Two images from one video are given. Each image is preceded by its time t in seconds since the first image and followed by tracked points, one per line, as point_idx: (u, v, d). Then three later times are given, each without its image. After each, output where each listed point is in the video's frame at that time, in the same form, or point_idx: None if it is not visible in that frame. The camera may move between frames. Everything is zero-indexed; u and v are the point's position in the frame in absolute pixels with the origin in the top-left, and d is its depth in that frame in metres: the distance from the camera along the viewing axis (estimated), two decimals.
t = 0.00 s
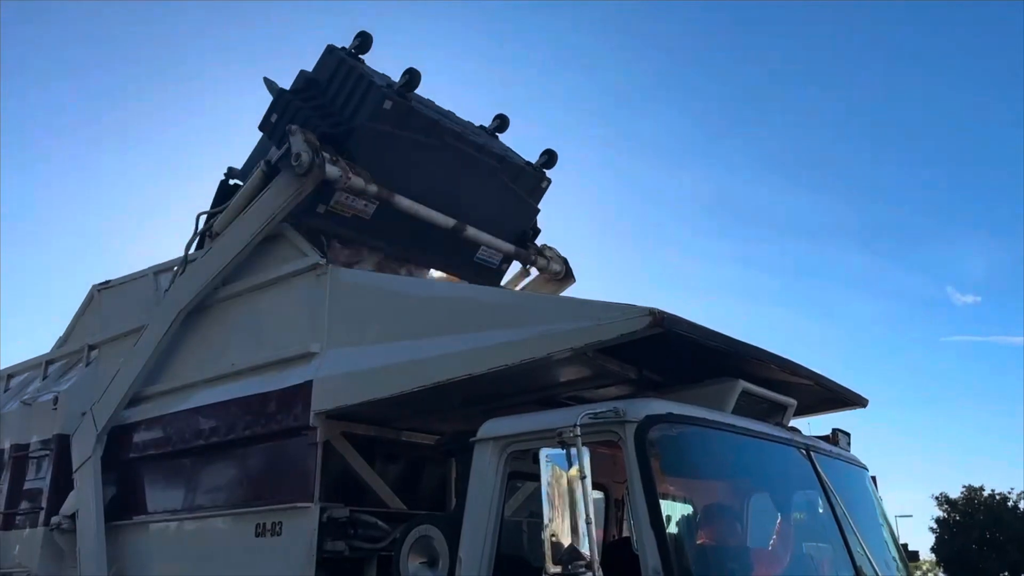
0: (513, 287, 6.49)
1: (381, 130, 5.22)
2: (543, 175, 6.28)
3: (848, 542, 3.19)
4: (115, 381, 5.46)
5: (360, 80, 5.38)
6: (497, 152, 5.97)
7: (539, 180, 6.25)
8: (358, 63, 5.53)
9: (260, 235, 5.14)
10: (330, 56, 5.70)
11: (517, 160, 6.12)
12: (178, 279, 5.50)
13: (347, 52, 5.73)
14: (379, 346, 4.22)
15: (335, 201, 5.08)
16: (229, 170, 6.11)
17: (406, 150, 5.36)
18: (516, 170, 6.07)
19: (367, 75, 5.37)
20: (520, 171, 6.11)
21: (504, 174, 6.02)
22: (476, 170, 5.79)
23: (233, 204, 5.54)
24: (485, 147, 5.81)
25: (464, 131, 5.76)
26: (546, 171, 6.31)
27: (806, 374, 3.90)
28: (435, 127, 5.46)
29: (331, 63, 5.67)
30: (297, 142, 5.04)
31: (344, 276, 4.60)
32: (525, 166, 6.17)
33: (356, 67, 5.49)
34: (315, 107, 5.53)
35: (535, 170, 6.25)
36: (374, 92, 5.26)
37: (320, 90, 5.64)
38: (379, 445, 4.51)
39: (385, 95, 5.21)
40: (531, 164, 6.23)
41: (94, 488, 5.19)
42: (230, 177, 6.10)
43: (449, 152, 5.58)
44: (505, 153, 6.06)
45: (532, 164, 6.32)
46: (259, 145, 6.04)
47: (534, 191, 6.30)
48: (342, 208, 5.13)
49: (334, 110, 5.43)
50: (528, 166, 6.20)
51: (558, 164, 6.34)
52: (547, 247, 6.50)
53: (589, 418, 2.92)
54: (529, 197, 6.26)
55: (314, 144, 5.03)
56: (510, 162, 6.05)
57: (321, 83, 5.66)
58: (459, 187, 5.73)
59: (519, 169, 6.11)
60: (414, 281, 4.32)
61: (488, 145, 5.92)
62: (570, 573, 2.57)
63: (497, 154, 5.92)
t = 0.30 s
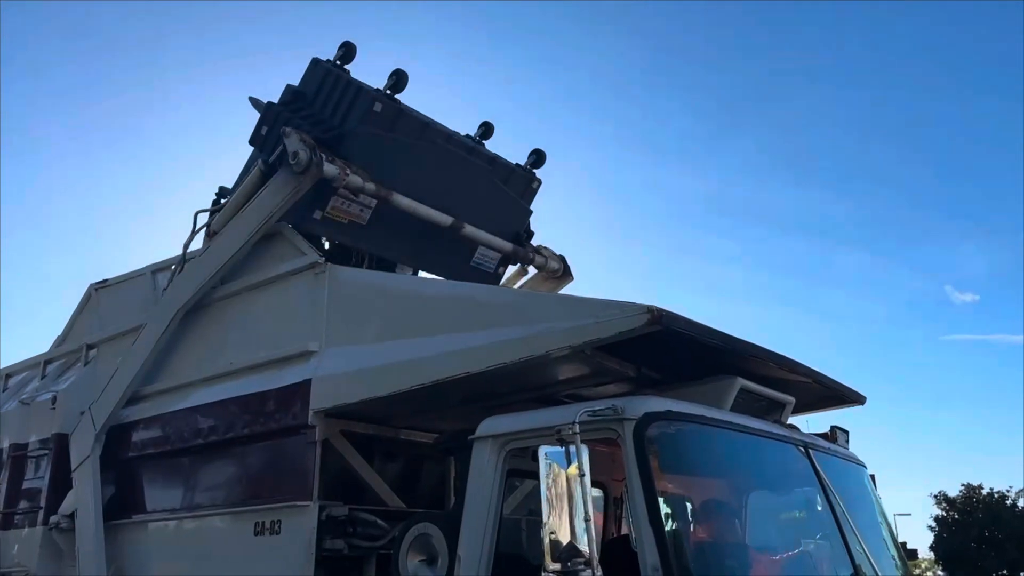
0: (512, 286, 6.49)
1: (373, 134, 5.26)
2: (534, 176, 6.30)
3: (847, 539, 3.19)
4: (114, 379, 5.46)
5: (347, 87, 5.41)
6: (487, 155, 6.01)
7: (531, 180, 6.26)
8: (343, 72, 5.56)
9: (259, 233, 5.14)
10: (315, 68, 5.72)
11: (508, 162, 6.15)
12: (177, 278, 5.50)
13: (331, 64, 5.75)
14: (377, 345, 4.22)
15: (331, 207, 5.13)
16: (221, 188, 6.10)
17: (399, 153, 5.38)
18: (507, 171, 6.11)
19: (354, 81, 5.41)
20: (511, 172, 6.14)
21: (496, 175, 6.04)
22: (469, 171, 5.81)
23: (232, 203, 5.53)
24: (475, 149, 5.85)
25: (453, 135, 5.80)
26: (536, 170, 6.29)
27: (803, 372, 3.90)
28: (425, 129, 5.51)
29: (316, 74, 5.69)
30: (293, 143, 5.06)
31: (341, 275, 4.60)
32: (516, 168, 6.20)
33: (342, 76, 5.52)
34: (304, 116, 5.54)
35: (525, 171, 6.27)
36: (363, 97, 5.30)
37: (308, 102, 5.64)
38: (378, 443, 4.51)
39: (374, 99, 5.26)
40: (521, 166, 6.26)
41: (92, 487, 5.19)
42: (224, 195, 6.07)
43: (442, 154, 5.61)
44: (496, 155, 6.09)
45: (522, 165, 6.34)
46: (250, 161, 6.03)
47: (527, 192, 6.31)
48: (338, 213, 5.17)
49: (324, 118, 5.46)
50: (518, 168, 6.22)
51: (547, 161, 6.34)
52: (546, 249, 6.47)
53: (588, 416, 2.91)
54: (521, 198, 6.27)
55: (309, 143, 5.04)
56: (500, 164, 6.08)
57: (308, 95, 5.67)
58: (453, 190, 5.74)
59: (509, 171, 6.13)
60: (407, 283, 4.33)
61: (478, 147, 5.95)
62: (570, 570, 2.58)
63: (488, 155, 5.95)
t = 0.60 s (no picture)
0: (511, 285, 6.48)
1: (373, 134, 5.26)
2: (535, 177, 6.29)
3: (845, 538, 3.20)
4: (112, 378, 5.45)
5: (348, 87, 5.41)
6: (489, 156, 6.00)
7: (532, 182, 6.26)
8: (345, 71, 5.55)
9: (258, 232, 5.13)
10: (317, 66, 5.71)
11: (509, 163, 6.14)
12: (175, 276, 5.49)
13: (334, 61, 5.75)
14: (375, 344, 4.22)
15: (330, 206, 5.13)
16: (221, 183, 6.09)
17: (398, 154, 5.38)
18: (507, 173, 6.10)
19: (356, 81, 5.40)
20: (511, 174, 6.13)
21: (497, 177, 6.04)
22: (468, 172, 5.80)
23: (230, 202, 5.53)
24: (475, 150, 5.84)
25: (454, 136, 5.80)
26: (536, 173, 6.30)
27: (803, 371, 3.90)
28: (425, 130, 5.51)
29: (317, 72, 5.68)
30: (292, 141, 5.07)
31: (340, 274, 4.60)
32: (518, 169, 6.20)
33: (343, 75, 5.52)
34: (304, 114, 5.54)
35: (527, 172, 6.27)
36: (364, 97, 5.30)
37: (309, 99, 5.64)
38: (376, 442, 4.51)
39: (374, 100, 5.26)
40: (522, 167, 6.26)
41: (91, 486, 5.18)
42: (224, 191, 6.08)
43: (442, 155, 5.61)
44: (496, 157, 6.08)
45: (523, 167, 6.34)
46: (250, 156, 6.02)
47: (527, 194, 6.31)
48: (337, 213, 5.17)
49: (323, 117, 5.46)
50: (519, 169, 6.22)
51: (548, 164, 6.32)
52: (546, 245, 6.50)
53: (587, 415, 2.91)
54: (522, 199, 6.27)
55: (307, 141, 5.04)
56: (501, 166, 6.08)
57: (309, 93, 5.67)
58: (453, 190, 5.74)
59: (510, 172, 6.13)
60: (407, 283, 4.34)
61: (479, 148, 5.95)
62: (569, 570, 2.58)
63: (488, 156, 5.94)
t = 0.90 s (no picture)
0: (507, 282, 6.49)
1: (376, 132, 5.18)
2: (540, 176, 6.21)
3: (840, 534, 3.21)
4: (108, 376, 5.44)
5: (356, 78, 5.30)
6: (496, 153, 5.92)
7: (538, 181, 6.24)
8: (356, 59, 5.43)
9: (253, 229, 5.13)
10: (329, 47, 5.61)
11: (515, 161, 6.06)
12: (171, 274, 5.49)
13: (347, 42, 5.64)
14: (372, 342, 4.22)
15: (325, 198, 5.13)
16: (225, 151, 6.11)
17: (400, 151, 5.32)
18: (512, 171, 6.02)
19: (364, 74, 5.28)
20: (516, 172, 6.05)
21: (501, 175, 5.97)
22: (471, 171, 5.74)
23: (226, 199, 5.52)
24: (481, 148, 5.74)
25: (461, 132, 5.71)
26: (543, 171, 6.28)
27: (798, 368, 3.91)
28: (430, 128, 5.41)
29: (329, 54, 5.58)
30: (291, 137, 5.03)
31: (337, 272, 4.60)
32: (525, 166, 6.15)
33: (353, 63, 5.40)
34: (311, 99, 5.49)
35: (535, 169, 6.22)
36: (369, 93, 5.17)
37: (318, 83, 5.57)
38: (373, 440, 4.51)
39: (380, 97, 5.14)
40: (529, 165, 6.17)
41: (86, 484, 5.18)
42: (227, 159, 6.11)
43: (445, 154, 5.53)
44: (502, 153, 6.00)
45: (530, 164, 6.28)
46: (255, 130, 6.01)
47: (530, 191, 6.25)
48: (332, 204, 5.17)
49: (328, 106, 5.39)
50: (526, 167, 6.15)
51: (557, 165, 6.33)
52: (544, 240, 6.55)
53: (583, 412, 2.91)
54: (525, 196, 6.21)
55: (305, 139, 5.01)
56: (508, 164, 5.99)
57: (319, 75, 5.59)
58: (454, 187, 5.70)
59: (515, 170, 6.05)
60: (407, 279, 4.32)
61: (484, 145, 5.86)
62: (566, 566, 2.59)
63: (493, 154, 5.84)
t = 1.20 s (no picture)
0: (504, 279, 6.49)
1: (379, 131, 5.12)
2: (547, 177, 6.16)
3: (836, 531, 3.21)
4: (103, 374, 5.43)
5: (368, 70, 5.18)
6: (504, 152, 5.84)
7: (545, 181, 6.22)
8: (373, 45, 5.29)
9: (248, 227, 5.13)
10: (349, 25, 5.47)
11: (522, 162, 5.98)
12: (166, 271, 5.47)
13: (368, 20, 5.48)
14: (369, 339, 4.21)
15: (322, 184, 5.05)
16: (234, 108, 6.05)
17: (402, 150, 5.28)
18: (518, 171, 5.96)
19: (377, 67, 5.16)
20: (523, 172, 5.99)
21: (506, 174, 5.92)
22: (474, 170, 5.69)
23: (222, 195, 5.51)
24: (488, 149, 5.66)
25: (470, 129, 5.63)
26: (552, 174, 6.25)
27: (793, 366, 3.91)
28: (436, 128, 5.32)
29: (347, 34, 5.46)
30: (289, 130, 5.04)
31: (333, 269, 4.59)
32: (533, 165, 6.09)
33: (367, 51, 5.28)
34: (321, 81, 5.40)
35: (543, 168, 6.16)
36: (378, 90, 5.07)
37: (332, 62, 5.47)
38: (369, 437, 4.51)
39: (386, 97, 5.04)
40: (536, 166, 6.10)
41: (81, 481, 5.17)
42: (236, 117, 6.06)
43: (448, 153, 5.48)
44: (510, 152, 5.92)
45: (540, 163, 6.21)
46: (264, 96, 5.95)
47: (535, 190, 6.22)
48: (329, 190, 5.10)
49: (338, 94, 5.32)
50: (535, 167, 6.09)
51: (566, 168, 6.31)
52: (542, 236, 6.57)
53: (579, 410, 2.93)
54: (527, 195, 6.18)
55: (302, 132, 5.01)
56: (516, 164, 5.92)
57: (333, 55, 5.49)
58: (454, 185, 5.69)
59: (521, 170, 5.98)
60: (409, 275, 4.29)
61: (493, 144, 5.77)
62: (562, 563, 2.58)
63: (501, 155, 5.76)
